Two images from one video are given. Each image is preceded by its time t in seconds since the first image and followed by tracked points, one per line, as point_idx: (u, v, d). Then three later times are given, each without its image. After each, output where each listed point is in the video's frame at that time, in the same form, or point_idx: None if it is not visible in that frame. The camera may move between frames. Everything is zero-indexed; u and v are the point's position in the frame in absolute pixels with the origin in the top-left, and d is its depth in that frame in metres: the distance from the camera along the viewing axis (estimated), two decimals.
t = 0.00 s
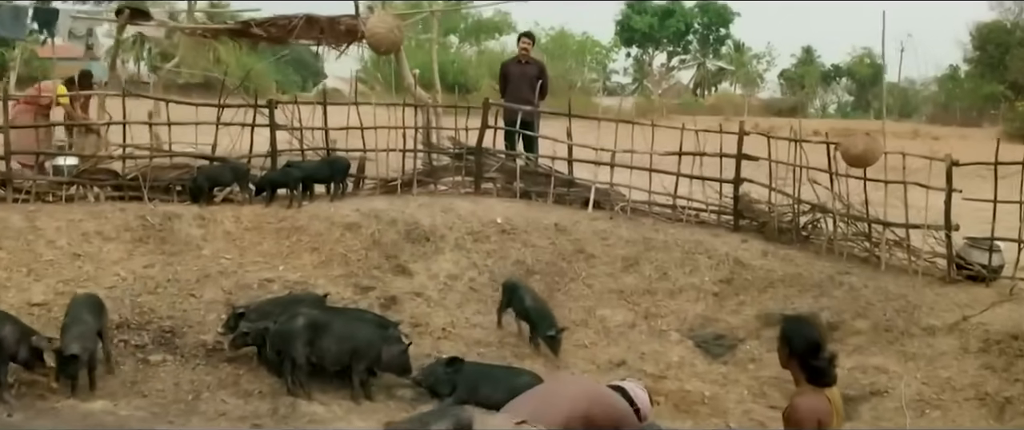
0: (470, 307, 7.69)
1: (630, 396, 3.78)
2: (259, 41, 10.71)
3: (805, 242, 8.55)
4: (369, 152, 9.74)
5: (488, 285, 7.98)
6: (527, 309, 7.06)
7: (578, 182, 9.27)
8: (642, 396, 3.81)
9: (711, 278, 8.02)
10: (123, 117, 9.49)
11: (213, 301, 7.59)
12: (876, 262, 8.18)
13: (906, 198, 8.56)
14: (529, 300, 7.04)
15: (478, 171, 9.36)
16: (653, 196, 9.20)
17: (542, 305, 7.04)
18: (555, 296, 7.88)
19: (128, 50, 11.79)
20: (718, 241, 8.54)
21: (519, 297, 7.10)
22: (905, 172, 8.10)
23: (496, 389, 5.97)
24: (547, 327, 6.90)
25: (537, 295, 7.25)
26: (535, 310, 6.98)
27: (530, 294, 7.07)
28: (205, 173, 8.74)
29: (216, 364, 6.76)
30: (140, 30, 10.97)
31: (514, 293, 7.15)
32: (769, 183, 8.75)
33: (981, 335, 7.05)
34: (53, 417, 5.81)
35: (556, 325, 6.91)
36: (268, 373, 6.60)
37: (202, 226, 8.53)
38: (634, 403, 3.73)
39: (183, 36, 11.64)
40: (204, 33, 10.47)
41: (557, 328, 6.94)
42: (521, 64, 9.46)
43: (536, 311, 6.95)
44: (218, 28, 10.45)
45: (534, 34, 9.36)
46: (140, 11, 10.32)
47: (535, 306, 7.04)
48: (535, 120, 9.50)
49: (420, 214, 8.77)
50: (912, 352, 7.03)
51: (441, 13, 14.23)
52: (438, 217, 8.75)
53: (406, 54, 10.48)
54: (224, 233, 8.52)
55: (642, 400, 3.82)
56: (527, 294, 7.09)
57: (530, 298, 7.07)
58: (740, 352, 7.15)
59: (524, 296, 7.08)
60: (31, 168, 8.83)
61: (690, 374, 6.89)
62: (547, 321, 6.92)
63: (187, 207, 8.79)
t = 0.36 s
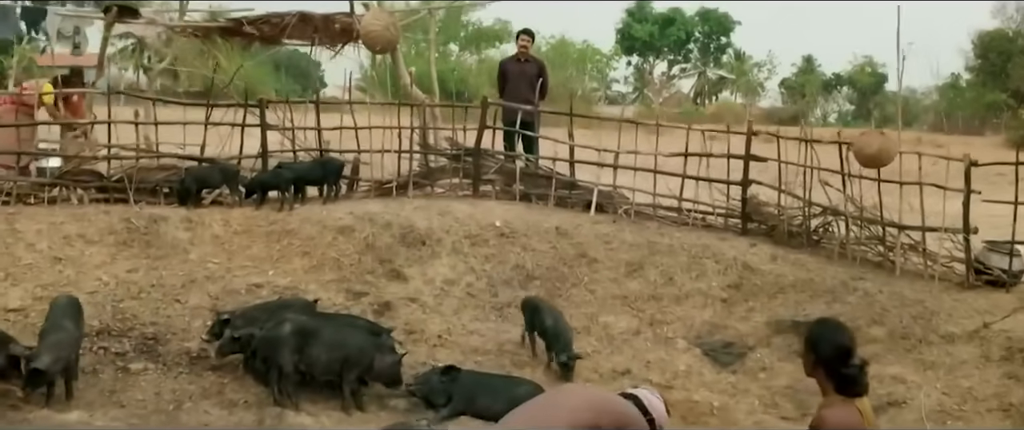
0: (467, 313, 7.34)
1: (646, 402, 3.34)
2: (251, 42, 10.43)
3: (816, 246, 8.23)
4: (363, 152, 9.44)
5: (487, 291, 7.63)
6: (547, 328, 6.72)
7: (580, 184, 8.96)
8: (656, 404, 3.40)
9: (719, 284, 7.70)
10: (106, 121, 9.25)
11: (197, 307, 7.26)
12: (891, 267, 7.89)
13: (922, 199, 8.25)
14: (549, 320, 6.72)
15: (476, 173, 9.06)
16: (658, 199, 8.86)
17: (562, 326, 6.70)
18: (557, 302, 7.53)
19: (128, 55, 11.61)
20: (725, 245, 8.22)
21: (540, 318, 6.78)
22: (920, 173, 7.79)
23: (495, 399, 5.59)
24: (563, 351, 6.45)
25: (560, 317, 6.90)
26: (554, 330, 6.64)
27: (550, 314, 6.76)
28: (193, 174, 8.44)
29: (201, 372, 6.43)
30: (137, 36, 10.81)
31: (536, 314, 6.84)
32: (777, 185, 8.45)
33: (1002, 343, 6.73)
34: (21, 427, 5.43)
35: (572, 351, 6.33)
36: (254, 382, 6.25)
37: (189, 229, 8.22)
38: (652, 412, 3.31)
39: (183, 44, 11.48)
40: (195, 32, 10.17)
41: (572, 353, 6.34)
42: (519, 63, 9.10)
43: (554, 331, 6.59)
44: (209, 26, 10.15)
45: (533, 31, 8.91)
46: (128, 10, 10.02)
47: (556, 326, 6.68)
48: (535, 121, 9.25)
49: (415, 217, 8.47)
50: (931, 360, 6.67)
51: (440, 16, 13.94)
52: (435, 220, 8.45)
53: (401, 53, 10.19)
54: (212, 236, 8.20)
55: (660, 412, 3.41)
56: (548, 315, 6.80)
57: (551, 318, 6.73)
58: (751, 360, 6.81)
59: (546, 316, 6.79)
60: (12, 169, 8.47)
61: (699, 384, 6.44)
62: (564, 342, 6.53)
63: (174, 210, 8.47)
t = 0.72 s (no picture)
0: (465, 322, 6.98)
1: (663, 413, 3.03)
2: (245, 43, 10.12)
3: (830, 252, 7.90)
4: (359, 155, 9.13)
5: (486, 299, 7.28)
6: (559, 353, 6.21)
7: (583, 188, 8.62)
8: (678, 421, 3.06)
9: (729, 291, 7.36)
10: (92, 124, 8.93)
11: (182, 315, 6.91)
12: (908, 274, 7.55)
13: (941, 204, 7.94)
14: (558, 342, 6.19)
15: (475, 176, 8.74)
16: (664, 204, 8.52)
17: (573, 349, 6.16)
18: (559, 311, 7.18)
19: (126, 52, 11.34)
20: (736, 251, 7.86)
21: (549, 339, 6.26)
22: (940, 174, 7.43)
23: (494, 411, 5.26)
24: (579, 377, 6.01)
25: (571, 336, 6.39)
26: (564, 354, 6.13)
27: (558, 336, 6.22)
28: (180, 177, 8.10)
29: (183, 384, 6.07)
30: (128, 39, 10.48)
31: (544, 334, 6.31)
32: (789, 188, 8.11)
33: None
34: None
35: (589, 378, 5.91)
36: (239, 394, 5.89)
37: (176, 234, 7.90)
38: (671, 427, 2.97)
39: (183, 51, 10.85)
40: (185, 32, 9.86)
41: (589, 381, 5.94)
42: (519, 62, 8.80)
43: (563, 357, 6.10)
44: (200, 25, 9.83)
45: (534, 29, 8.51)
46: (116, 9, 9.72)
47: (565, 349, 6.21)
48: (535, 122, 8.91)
49: (412, 222, 8.13)
50: (954, 371, 6.30)
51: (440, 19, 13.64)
52: (432, 225, 8.11)
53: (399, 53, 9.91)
54: (200, 242, 7.87)
55: (681, 427, 3.08)
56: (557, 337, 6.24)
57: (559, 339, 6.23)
58: (764, 371, 6.44)
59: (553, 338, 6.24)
60: None
61: (709, 396, 6.09)
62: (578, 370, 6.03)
63: (161, 215, 8.14)
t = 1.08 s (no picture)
0: (465, 338, 6.62)
1: None
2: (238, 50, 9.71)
3: (847, 265, 7.51)
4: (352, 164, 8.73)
5: (486, 314, 6.90)
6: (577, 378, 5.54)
7: (588, 198, 8.20)
8: None
9: (742, 305, 6.98)
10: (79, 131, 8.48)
11: (164, 330, 6.54)
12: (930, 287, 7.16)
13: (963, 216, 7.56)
14: (579, 367, 5.53)
15: (475, 186, 8.32)
16: (673, 215, 8.09)
17: (594, 374, 5.49)
18: (563, 326, 6.81)
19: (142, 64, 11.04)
20: (749, 263, 7.47)
21: (569, 363, 5.60)
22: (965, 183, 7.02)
23: None
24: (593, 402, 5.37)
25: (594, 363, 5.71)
26: (583, 378, 5.45)
27: (581, 360, 5.57)
28: (165, 186, 7.73)
29: (163, 403, 5.68)
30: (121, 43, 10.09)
31: (564, 359, 5.65)
32: (805, 198, 7.67)
33: None
34: None
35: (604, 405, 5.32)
36: (222, 415, 5.52)
37: (162, 246, 7.54)
38: None
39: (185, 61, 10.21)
40: (176, 37, 9.47)
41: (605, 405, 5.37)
42: (522, 68, 8.48)
43: (581, 381, 5.43)
44: (190, 29, 9.43)
45: (536, 33, 8.40)
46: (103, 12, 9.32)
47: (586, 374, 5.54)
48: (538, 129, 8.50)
49: (409, 233, 7.75)
50: (983, 390, 5.91)
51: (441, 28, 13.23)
52: (430, 235, 7.74)
53: (396, 59, 9.54)
54: (187, 254, 7.51)
55: None
56: (579, 361, 5.59)
57: (581, 364, 5.57)
58: (781, 391, 6.06)
59: (574, 362, 5.57)
60: None
61: (722, 415, 5.76)
62: (594, 393, 5.39)
63: (146, 225, 7.80)
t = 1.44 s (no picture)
0: (466, 361, 6.22)
1: None
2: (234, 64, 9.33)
3: (869, 283, 7.12)
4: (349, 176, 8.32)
5: (490, 335, 6.51)
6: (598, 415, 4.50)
7: (595, 212, 7.83)
8: None
9: (761, 325, 6.58)
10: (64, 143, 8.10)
11: (147, 352, 6.15)
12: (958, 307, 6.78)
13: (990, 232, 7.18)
14: (599, 403, 4.49)
15: (477, 200, 7.96)
16: (685, 230, 7.70)
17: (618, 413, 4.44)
18: (571, 349, 6.42)
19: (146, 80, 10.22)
20: (766, 281, 7.08)
21: (587, 398, 4.55)
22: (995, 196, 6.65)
23: None
24: None
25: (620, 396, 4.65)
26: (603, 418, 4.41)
27: (600, 393, 4.53)
28: (153, 200, 7.37)
29: None
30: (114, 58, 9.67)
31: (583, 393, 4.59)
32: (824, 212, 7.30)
33: None
34: None
35: None
36: None
37: (148, 263, 7.16)
38: None
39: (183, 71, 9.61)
40: (167, 47, 9.08)
41: None
42: (527, 77, 8.13)
43: (600, 418, 4.40)
44: (181, 38, 9.04)
45: (542, 41, 8.05)
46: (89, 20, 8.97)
47: (606, 408, 4.52)
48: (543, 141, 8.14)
49: (408, 249, 7.35)
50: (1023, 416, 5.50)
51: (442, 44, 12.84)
52: (430, 251, 7.34)
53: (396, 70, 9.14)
54: (174, 271, 7.13)
55: None
56: (601, 396, 4.52)
57: (600, 397, 4.53)
58: (805, 417, 5.67)
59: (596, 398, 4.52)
60: None
61: None
62: None
63: (132, 241, 7.42)
